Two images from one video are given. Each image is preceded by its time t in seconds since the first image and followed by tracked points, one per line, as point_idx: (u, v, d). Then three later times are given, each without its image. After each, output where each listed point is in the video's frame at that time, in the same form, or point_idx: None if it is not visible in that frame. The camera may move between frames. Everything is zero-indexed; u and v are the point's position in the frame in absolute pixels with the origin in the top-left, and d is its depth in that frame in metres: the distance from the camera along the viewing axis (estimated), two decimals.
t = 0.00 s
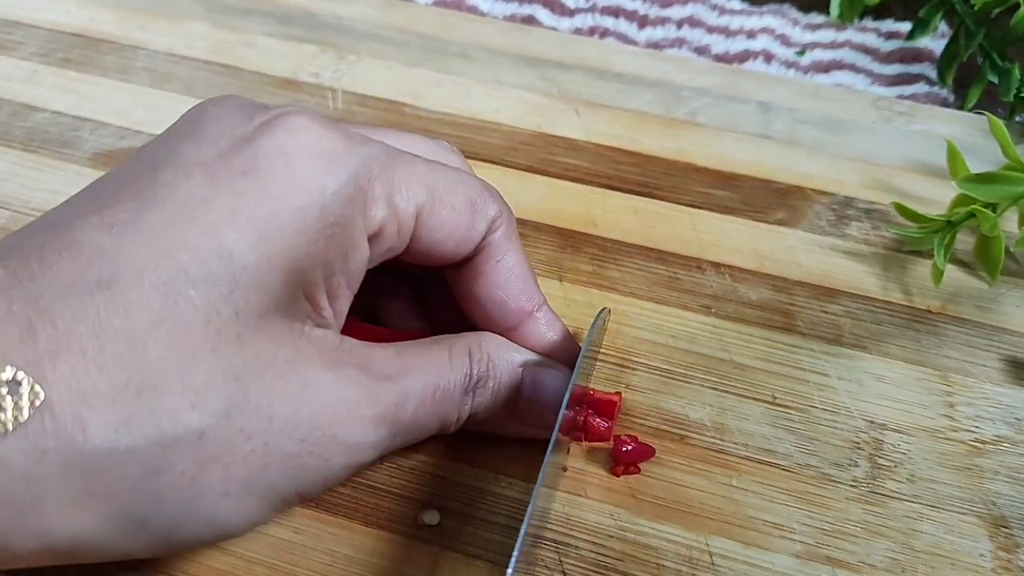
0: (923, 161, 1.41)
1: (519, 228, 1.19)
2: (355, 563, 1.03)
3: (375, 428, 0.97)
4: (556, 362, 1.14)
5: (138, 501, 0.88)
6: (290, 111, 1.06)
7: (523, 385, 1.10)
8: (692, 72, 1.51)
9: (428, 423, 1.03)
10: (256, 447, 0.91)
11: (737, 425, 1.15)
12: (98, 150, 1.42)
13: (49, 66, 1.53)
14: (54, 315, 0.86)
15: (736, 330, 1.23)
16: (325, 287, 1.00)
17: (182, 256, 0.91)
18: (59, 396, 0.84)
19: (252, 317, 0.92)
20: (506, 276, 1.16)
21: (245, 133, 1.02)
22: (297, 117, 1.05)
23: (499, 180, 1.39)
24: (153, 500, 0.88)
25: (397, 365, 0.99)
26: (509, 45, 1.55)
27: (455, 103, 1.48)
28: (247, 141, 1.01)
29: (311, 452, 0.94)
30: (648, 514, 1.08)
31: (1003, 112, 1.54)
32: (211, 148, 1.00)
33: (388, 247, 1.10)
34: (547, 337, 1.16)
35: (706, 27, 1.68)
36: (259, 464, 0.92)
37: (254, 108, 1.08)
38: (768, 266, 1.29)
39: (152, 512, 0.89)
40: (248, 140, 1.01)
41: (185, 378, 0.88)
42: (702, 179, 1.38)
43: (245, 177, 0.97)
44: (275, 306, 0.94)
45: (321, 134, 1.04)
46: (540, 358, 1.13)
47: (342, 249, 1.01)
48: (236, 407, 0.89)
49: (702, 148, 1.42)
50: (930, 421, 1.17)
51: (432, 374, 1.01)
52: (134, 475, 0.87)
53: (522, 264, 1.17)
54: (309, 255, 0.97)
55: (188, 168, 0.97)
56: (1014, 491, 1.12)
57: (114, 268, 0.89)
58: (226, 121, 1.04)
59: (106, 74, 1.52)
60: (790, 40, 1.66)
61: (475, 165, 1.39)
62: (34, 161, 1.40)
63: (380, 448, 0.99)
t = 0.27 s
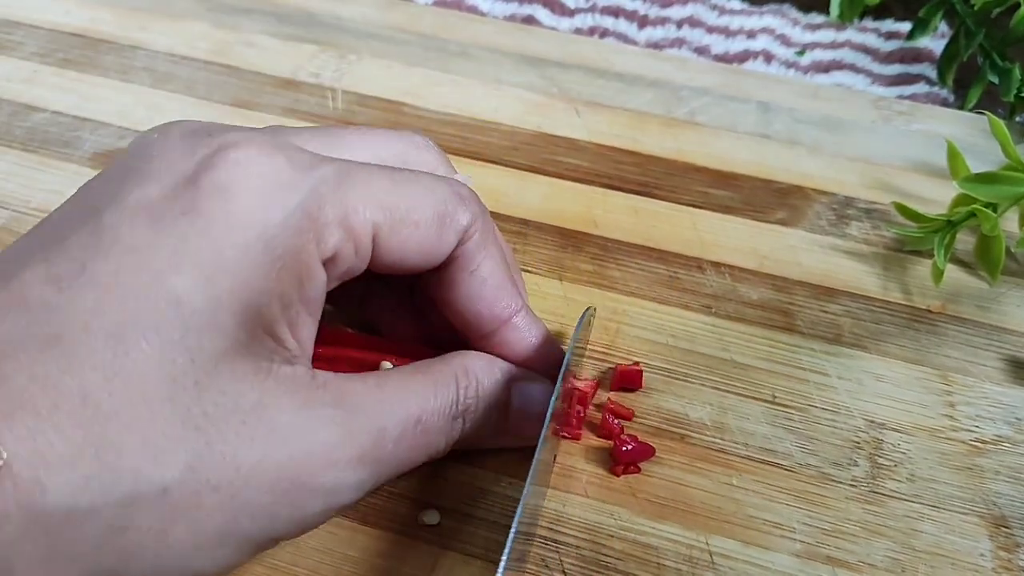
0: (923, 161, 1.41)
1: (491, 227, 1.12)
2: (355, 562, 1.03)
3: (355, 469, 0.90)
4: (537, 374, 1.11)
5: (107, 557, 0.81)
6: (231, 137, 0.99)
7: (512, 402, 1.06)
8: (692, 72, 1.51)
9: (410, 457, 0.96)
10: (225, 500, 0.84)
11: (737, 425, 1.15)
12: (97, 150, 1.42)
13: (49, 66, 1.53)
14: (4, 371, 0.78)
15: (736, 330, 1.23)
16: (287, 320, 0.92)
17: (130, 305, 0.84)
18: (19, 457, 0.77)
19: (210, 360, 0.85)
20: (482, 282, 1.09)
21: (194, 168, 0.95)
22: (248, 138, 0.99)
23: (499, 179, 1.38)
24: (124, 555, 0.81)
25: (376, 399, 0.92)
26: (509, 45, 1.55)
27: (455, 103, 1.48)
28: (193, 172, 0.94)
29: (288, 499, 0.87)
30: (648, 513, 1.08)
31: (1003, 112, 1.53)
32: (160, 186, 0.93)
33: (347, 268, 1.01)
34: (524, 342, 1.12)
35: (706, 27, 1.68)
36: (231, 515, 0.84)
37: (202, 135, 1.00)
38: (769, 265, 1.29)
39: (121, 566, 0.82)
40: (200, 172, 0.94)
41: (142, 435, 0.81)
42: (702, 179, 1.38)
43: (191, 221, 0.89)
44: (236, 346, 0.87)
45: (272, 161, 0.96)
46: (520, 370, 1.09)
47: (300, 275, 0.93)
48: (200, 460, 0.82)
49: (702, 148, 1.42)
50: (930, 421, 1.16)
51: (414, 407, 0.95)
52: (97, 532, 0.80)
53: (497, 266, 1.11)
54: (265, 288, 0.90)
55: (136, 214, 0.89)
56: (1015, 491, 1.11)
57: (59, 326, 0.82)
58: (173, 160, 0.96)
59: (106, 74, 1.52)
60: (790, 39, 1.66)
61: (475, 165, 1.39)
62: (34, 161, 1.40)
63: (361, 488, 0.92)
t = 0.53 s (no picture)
0: (923, 161, 1.41)
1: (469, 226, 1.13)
2: (354, 562, 1.03)
3: (321, 425, 0.94)
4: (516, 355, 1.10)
5: (91, 512, 0.83)
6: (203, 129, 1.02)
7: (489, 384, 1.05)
8: (692, 72, 1.51)
9: (384, 422, 1.00)
10: (201, 448, 0.87)
11: (737, 425, 1.15)
12: (97, 150, 1.42)
13: (49, 66, 1.53)
14: None
15: (736, 330, 1.23)
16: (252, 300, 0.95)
17: (103, 274, 0.86)
18: None
19: (184, 327, 0.88)
20: (455, 278, 1.10)
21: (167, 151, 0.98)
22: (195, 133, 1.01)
23: (499, 179, 1.38)
24: (105, 510, 0.84)
25: (347, 366, 0.96)
26: (509, 45, 1.55)
27: (455, 103, 1.47)
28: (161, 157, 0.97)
29: (258, 451, 0.90)
30: (648, 513, 1.08)
31: (1003, 112, 1.54)
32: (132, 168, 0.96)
33: (309, 257, 1.04)
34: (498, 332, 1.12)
35: (706, 27, 1.68)
36: (205, 463, 0.87)
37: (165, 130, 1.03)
38: (769, 266, 1.29)
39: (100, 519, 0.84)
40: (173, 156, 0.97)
41: (119, 388, 0.84)
42: (702, 179, 1.38)
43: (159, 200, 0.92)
44: (203, 318, 0.89)
45: (236, 152, 0.99)
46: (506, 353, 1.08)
47: (261, 257, 0.97)
48: (175, 414, 0.85)
49: (702, 148, 1.42)
50: (930, 421, 1.16)
51: (387, 375, 0.97)
52: (79, 484, 0.83)
53: (472, 262, 1.12)
54: (229, 265, 0.93)
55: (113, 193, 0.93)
56: (1014, 491, 1.11)
57: (38, 292, 0.85)
58: (146, 147, 0.99)
59: (106, 74, 1.52)
60: (790, 39, 1.66)
61: (475, 165, 1.39)
62: (34, 161, 1.40)
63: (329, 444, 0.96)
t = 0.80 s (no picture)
0: (923, 161, 1.41)
1: (468, 229, 1.13)
2: (355, 563, 1.03)
3: (320, 428, 0.91)
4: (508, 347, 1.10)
5: (87, 518, 0.83)
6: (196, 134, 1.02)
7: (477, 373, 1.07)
8: (692, 72, 1.51)
9: (382, 422, 0.99)
10: (199, 455, 0.85)
11: (737, 425, 1.15)
12: (98, 150, 1.42)
13: (49, 66, 1.53)
14: None
15: (736, 330, 1.23)
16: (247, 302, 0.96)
17: (100, 280, 0.86)
18: None
19: (182, 331, 0.87)
20: (451, 280, 1.10)
21: (162, 158, 0.98)
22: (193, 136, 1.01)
23: (499, 180, 1.38)
24: (102, 516, 0.83)
25: (338, 367, 0.94)
26: (509, 45, 1.55)
27: (455, 103, 1.48)
28: (157, 163, 0.97)
29: (257, 457, 0.88)
30: (648, 514, 1.08)
31: (1003, 112, 1.54)
32: (130, 175, 0.96)
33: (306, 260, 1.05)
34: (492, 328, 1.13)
35: (706, 27, 1.68)
36: (205, 471, 0.85)
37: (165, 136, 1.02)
38: (769, 266, 1.29)
39: (100, 528, 0.83)
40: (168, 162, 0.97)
41: (116, 396, 0.83)
42: (702, 179, 1.38)
43: (155, 206, 0.92)
44: (201, 325, 0.89)
45: (230, 154, 0.99)
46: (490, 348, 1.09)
47: (257, 259, 0.98)
48: (175, 419, 0.84)
49: (702, 148, 1.42)
50: (930, 421, 1.17)
51: (378, 374, 0.96)
52: (76, 493, 0.82)
53: (471, 265, 1.11)
54: (226, 269, 0.93)
55: (109, 201, 0.93)
56: (1014, 491, 1.12)
57: (35, 300, 0.84)
58: (140, 154, 0.99)
59: (106, 74, 1.52)
60: (790, 39, 1.66)
61: (475, 165, 1.39)
62: (34, 161, 1.40)
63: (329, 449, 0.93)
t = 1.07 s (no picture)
0: (923, 161, 1.41)
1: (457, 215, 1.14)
2: (355, 563, 1.03)
3: (317, 449, 0.89)
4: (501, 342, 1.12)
5: (68, 535, 0.82)
6: (205, 148, 1.00)
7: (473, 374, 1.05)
8: (692, 72, 1.51)
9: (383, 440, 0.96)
10: (181, 479, 0.84)
11: (737, 425, 1.15)
12: (98, 150, 1.42)
13: (49, 66, 1.53)
14: None
15: (736, 330, 1.23)
16: (240, 317, 0.91)
17: (90, 296, 0.85)
18: None
19: (167, 350, 0.84)
20: (442, 264, 1.12)
21: (165, 169, 0.96)
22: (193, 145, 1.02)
23: (498, 180, 1.38)
24: (84, 534, 0.82)
25: (331, 385, 0.91)
26: (509, 45, 1.55)
27: (455, 103, 1.47)
28: (161, 175, 0.95)
29: (245, 484, 0.87)
30: (648, 514, 1.08)
31: (1003, 112, 1.54)
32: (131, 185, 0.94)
33: (308, 262, 1.02)
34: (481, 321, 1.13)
35: (706, 27, 1.68)
36: (186, 496, 0.84)
37: (173, 148, 1.00)
38: (769, 265, 1.29)
39: (80, 543, 0.83)
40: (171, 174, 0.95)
41: (99, 415, 0.82)
42: (702, 179, 1.38)
43: (152, 219, 0.90)
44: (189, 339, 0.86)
45: (232, 166, 0.97)
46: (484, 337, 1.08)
47: (255, 270, 0.93)
48: (156, 443, 0.82)
49: (702, 148, 1.42)
50: (930, 421, 1.16)
51: (372, 390, 0.94)
52: (57, 511, 0.81)
53: (459, 250, 1.13)
54: (219, 282, 0.90)
55: (107, 212, 0.91)
56: (1015, 491, 1.11)
57: (27, 312, 0.84)
58: (144, 163, 0.98)
59: (106, 75, 1.52)
60: (790, 39, 1.66)
61: (475, 165, 1.39)
62: (34, 161, 1.40)
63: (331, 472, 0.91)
